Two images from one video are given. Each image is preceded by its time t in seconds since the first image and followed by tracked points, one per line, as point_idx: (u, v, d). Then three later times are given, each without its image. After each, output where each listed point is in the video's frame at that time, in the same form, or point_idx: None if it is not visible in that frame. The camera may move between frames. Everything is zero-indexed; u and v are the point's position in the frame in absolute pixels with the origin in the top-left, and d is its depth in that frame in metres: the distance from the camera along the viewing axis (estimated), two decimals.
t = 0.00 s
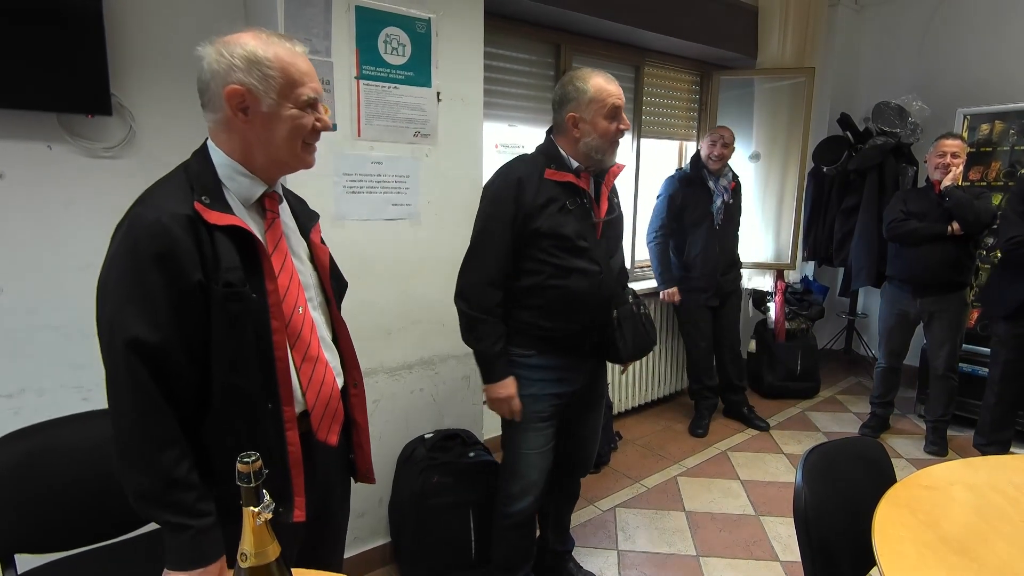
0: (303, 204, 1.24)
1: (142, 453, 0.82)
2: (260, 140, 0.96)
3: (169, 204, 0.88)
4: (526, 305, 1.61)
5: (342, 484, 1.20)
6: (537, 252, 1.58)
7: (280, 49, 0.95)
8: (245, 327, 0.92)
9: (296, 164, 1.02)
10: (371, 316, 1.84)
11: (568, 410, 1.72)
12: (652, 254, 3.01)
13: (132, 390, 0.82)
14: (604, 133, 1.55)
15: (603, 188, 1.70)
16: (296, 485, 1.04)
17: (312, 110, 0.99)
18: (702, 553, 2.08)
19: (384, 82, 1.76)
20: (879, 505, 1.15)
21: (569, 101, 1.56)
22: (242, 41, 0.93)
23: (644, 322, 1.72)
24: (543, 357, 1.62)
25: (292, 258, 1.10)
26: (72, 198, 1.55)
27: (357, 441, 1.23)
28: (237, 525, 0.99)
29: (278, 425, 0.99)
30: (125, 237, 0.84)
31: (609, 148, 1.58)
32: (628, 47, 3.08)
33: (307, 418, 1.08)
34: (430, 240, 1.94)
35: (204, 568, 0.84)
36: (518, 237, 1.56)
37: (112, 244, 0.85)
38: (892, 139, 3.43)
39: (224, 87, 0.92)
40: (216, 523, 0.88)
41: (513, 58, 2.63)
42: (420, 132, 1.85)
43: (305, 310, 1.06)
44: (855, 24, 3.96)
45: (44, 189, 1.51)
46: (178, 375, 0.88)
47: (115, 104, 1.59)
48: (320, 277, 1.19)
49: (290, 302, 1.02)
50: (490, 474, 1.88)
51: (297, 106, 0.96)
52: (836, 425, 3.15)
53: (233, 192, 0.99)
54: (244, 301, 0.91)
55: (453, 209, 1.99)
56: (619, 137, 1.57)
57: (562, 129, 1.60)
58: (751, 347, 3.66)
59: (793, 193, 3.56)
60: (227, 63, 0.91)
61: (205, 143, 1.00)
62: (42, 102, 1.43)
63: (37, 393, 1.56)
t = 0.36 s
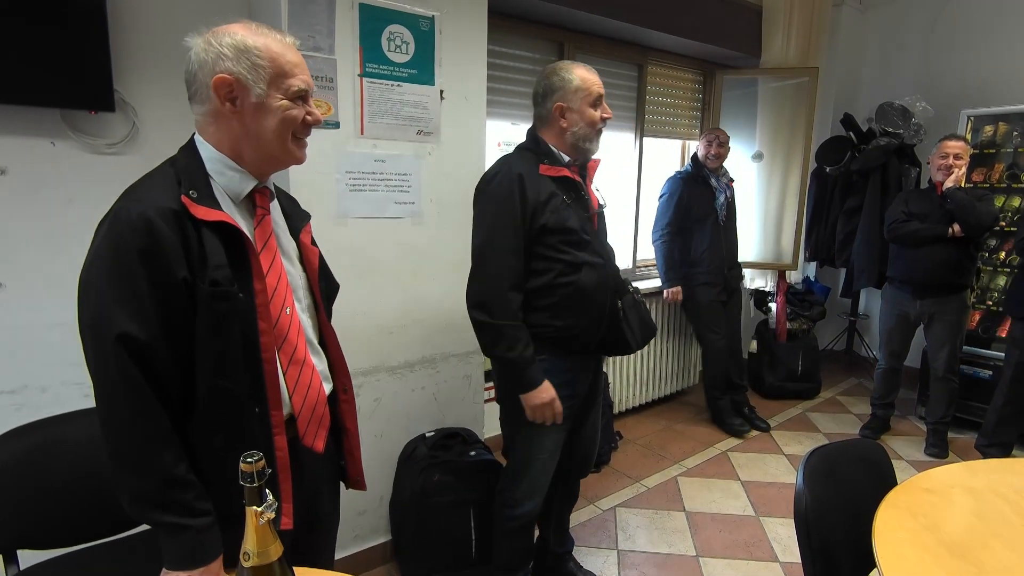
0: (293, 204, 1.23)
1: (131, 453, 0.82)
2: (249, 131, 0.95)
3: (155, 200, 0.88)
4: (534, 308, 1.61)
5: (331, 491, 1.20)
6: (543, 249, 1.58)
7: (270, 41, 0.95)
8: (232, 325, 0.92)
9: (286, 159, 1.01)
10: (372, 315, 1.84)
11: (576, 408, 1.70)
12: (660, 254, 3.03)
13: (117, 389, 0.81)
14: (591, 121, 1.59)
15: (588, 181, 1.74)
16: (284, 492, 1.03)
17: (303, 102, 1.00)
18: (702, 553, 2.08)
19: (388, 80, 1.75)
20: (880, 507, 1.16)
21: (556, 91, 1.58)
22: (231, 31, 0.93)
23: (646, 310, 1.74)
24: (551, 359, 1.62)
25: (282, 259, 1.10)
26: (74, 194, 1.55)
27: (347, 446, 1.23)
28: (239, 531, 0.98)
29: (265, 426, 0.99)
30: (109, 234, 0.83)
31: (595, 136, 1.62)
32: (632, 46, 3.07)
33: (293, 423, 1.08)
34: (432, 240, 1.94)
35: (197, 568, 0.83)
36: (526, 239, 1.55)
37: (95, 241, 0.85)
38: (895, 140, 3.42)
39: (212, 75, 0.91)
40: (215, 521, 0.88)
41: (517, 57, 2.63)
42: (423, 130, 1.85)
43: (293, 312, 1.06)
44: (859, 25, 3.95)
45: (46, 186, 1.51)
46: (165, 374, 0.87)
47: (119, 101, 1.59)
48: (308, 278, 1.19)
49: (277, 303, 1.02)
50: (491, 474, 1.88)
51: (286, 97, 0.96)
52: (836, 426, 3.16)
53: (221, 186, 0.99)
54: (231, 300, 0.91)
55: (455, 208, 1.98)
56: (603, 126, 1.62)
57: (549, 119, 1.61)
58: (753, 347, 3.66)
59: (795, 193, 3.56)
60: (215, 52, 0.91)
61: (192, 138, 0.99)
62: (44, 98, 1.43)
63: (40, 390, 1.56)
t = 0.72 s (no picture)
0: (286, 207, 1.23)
1: (142, 466, 0.82)
2: (256, 140, 0.96)
3: (163, 208, 0.87)
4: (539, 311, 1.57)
5: (328, 495, 1.20)
6: (541, 248, 1.57)
7: (280, 48, 0.95)
8: (242, 338, 0.93)
9: (290, 167, 1.02)
10: (377, 318, 1.84)
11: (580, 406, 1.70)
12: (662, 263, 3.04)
13: (126, 402, 0.81)
14: (561, 121, 1.60)
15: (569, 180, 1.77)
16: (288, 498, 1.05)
17: (311, 111, 1.01)
18: (707, 557, 2.07)
19: (393, 83, 1.76)
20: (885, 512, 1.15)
21: (525, 90, 1.59)
22: (241, 37, 0.93)
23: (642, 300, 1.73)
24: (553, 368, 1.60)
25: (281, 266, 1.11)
26: (80, 197, 1.56)
27: (344, 449, 1.24)
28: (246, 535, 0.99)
29: (273, 436, 1.00)
30: (117, 245, 0.82)
31: (566, 136, 1.63)
32: (637, 49, 3.08)
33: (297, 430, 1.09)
34: (437, 243, 1.95)
35: (218, 572, 0.86)
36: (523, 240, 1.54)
37: (99, 251, 0.83)
38: (900, 142, 3.41)
39: (224, 84, 0.91)
40: (226, 529, 0.89)
41: (522, 60, 2.64)
42: (428, 133, 1.86)
43: (295, 320, 1.07)
44: (864, 28, 3.95)
45: (54, 189, 1.52)
46: (174, 386, 0.87)
47: (127, 104, 1.60)
48: (305, 280, 1.20)
49: (282, 311, 1.03)
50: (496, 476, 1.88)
51: (297, 108, 0.97)
52: (841, 430, 3.15)
53: (224, 196, 0.99)
54: (242, 314, 0.92)
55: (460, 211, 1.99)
56: (573, 126, 1.63)
57: (518, 119, 1.62)
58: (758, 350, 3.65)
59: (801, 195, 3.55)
60: (227, 60, 0.91)
61: (193, 143, 0.99)
62: (52, 102, 1.44)
63: (47, 391, 1.57)
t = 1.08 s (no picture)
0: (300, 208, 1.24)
1: (162, 465, 0.83)
2: (272, 142, 0.97)
3: (184, 210, 0.88)
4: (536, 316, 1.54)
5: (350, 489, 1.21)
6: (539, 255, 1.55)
7: (295, 52, 0.96)
8: (263, 336, 0.94)
9: (304, 167, 1.03)
10: (383, 321, 1.85)
11: (580, 414, 1.71)
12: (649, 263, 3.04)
13: (152, 401, 0.82)
14: (542, 121, 1.59)
15: (568, 183, 1.78)
16: (309, 492, 1.04)
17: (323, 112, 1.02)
18: (711, 561, 2.07)
19: (400, 87, 1.77)
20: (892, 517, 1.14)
21: (510, 94, 1.64)
22: (255, 41, 0.93)
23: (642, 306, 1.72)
24: (550, 372, 1.60)
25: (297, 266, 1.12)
26: (89, 199, 1.57)
27: (361, 443, 1.24)
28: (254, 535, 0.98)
29: (292, 432, 1.00)
30: (139, 246, 0.83)
31: (552, 137, 1.61)
32: (643, 53, 3.08)
33: (317, 424, 1.10)
34: (443, 246, 1.95)
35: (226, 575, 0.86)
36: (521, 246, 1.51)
37: (123, 252, 0.84)
38: (907, 146, 3.40)
39: (241, 88, 0.92)
40: (238, 531, 0.90)
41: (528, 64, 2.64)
42: (435, 136, 1.87)
43: (313, 317, 1.08)
44: (870, 32, 3.95)
45: (63, 191, 1.54)
46: (197, 385, 0.88)
47: (136, 107, 1.61)
48: (321, 281, 1.19)
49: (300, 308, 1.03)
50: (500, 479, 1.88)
51: (311, 109, 0.98)
52: (847, 434, 3.13)
53: (240, 197, 1.00)
54: (261, 311, 0.93)
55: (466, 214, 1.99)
56: (560, 127, 1.61)
57: (506, 123, 1.67)
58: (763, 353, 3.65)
59: (807, 199, 3.55)
60: (243, 64, 0.91)
61: (208, 147, 1.00)
62: (62, 105, 1.46)
63: (54, 391, 1.58)
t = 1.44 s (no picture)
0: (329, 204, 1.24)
1: (181, 447, 0.83)
2: (287, 137, 0.97)
3: (209, 203, 0.89)
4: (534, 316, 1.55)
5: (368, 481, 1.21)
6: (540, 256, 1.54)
7: (305, 51, 0.97)
8: (285, 320, 0.95)
9: (323, 161, 1.03)
10: (384, 320, 1.85)
11: (579, 416, 1.72)
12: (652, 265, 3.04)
13: (181, 387, 0.83)
14: (538, 126, 1.60)
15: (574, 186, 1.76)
16: (331, 472, 1.05)
17: (336, 109, 1.01)
18: (710, 561, 2.07)
19: (402, 86, 1.77)
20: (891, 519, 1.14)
21: (513, 97, 1.66)
22: (269, 43, 0.95)
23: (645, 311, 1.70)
24: (546, 371, 1.60)
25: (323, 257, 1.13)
26: (90, 197, 1.57)
27: (380, 432, 1.24)
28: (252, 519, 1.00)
29: (313, 414, 1.01)
30: (168, 236, 0.84)
31: (548, 143, 1.61)
32: (644, 54, 3.08)
33: (336, 410, 1.09)
34: (444, 245, 1.95)
35: (220, 563, 0.83)
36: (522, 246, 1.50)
37: (154, 243, 0.86)
38: (908, 148, 3.40)
39: (253, 85, 0.93)
40: (236, 521, 0.88)
41: (529, 64, 2.64)
42: (436, 136, 1.87)
43: (337, 305, 1.07)
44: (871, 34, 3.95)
45: (64, 188, 1.53)
46: (221, 368, 0.89)
47: (137, 106, 1.61)
48: (348, 274, 1.20)
49: (323, 295, 1.03)
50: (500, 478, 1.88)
51: (322, 105, 0.98)
52: (847, 436, 3.13)
53: (266, 192, 1.00)
54: (282, 296, 0.94)
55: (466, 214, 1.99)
56: (556, 132, 1.60)
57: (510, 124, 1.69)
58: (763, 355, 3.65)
59: (807, 200, 3.56)
60: (256, 64, 0.93)
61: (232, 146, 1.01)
62: (63, 103, 1.46)
63: (54, 389, 1.58)
